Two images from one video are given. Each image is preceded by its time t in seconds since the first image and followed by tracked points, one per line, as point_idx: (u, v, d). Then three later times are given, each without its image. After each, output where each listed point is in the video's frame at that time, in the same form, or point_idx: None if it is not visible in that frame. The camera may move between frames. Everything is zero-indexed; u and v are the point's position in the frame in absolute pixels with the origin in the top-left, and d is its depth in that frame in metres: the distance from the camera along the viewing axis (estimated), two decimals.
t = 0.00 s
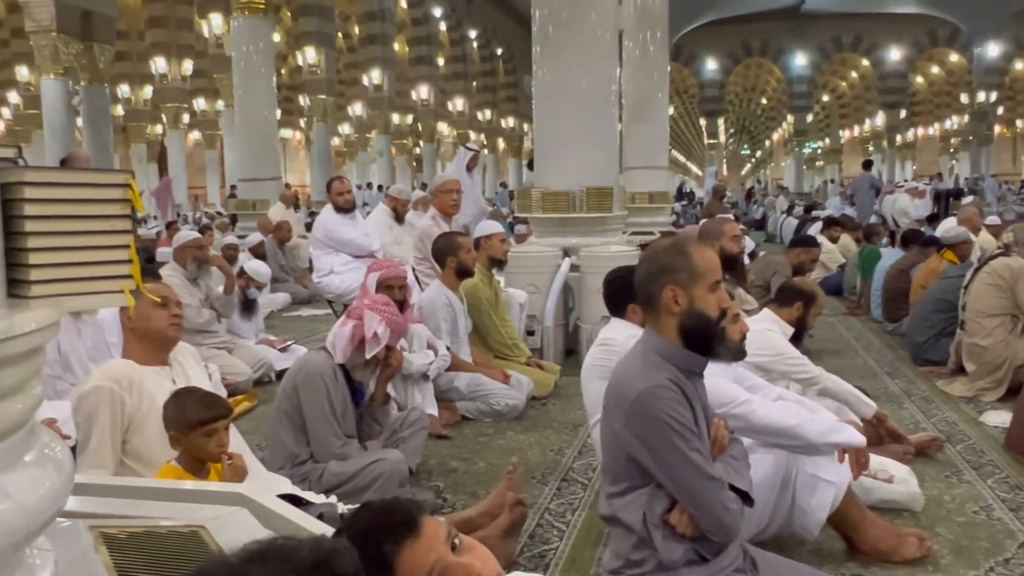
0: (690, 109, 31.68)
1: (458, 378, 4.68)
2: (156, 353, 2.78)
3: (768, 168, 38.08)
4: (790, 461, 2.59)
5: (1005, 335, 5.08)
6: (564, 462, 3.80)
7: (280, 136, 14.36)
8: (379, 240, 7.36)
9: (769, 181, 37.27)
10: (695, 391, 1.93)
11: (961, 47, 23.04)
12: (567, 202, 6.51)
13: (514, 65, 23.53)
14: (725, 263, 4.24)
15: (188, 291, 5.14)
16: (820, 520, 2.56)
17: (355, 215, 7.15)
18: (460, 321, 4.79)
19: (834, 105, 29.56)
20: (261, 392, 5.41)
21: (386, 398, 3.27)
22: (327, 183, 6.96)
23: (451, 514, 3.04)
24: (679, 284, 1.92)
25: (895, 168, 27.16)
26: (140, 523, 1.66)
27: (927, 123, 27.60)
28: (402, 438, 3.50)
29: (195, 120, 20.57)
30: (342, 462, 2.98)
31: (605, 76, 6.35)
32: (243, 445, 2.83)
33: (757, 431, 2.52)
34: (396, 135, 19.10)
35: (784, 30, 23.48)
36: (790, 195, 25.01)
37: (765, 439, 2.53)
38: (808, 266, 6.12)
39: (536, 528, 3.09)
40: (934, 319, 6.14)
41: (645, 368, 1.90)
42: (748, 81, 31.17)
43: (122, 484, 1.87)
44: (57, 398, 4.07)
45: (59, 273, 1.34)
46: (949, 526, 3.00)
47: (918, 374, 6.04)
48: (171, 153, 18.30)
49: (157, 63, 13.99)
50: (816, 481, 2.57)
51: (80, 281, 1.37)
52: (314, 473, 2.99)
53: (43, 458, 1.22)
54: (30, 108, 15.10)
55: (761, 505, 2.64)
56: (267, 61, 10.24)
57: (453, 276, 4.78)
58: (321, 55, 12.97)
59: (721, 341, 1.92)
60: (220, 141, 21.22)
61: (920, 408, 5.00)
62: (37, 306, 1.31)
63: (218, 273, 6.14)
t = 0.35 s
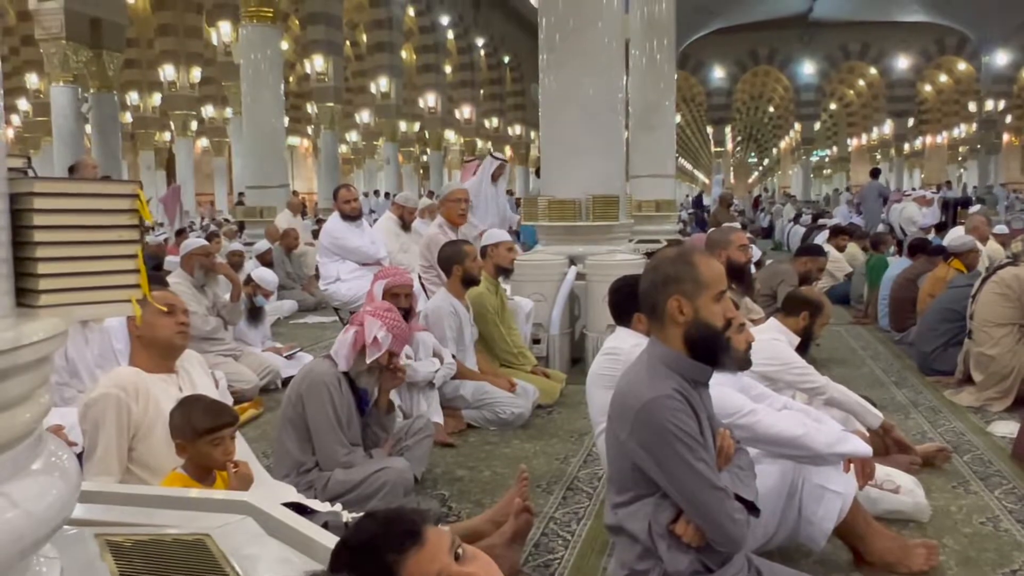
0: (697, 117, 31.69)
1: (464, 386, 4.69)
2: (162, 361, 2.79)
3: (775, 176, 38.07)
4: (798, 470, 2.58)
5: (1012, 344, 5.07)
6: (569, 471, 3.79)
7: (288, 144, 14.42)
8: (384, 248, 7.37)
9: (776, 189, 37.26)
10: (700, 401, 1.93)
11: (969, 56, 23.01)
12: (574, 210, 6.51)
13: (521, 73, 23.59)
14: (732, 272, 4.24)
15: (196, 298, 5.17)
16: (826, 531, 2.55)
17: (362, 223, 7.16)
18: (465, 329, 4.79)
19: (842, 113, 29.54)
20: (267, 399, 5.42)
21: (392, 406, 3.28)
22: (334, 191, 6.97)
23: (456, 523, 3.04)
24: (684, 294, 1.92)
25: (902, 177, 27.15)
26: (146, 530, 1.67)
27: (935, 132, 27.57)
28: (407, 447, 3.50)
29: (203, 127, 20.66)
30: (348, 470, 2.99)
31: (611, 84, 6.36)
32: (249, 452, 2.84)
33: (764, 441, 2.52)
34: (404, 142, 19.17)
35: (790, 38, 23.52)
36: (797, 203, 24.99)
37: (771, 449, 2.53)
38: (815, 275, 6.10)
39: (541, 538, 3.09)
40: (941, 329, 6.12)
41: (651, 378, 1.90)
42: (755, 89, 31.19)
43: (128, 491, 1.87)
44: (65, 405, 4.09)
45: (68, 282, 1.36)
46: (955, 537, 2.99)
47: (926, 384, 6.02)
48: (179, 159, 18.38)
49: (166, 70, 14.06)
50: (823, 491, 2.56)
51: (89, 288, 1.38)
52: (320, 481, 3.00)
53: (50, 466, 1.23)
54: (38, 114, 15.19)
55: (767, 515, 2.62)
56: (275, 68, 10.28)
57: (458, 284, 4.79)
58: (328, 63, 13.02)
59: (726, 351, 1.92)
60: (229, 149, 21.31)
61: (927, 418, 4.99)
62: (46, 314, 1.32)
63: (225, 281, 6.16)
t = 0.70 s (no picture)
0: (685, 127, 31.83)
1: (451, 397, 4.67)
2: (147, 370, 2.77)
3: (762, 187, 38.30)
4: (783, 481, 2.58)
5: (997, 355, 5.09)
6: (556, 482, 3.78)
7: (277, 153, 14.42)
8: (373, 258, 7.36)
9: (764, 200, 37.47)
10: (686, 412, 1.93)
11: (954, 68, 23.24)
12: (562, 221, 6.52)
13: (510, 83, 23.66)
14: (719, 283, 4.25)
15: (182, 307, 5.14)
16: (813, 541, 2.54)
17: (350, 232, 7.13)
18: (453, 339, 4.78)
19: (828, 125, 29.77)
20: (253, 410, 5.40)
21: (378, 416, 3.26)
22: (322, 201, 6.96)
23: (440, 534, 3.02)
24: (671, 304, 1.92)
25: (888, 188, 27.34)
26: (127, 544, 1.65)
27: (920, 144, 27.81)
28: (393, 457, 3.48)
29: (191, 136, 20.63)
30: (333, 481, 2.97)
31: (599, 96, 6.39)
32: (233, 462, 2.82)
33: (750, 452, 2.52)
34: (393, 152, 19.21)
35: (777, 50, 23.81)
36: (784, 214, 25.14)
37: (757, 459, 2.53)
38: (802, 286, 6.12)
39: (528, 548, 3.08)
40: (927, 339, 6.15)
41: (638, 388, 1.90)
42: (743, 100, 31.40)
43: (110, 504, 1.85)
44: (47, 415, 4.04)
45: (47, 294, 1.34)
46: (941, 547, 2.99)
47: (911, 394, 6.04)
48: (166, 169, 18.33)
49: (154, 79, 14.05)
50: (809, 502, 2.56)
51: (64, 301, 1.37)
52: (304, 492, 2.98)
53: (27, 479, 1.22)
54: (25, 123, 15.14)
55: (753, 527, 2.62)
56: (264, 78, 10.27)
57: (446, 294, 4.77)
58: (317, 73, 13.02)
59: (712, 361, 1.92)
60: (217, 158, 21.29)
61: (913, 427, 5.00)
62: (22, 328, 1.31)
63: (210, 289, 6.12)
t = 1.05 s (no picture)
0: (655, 140, 32.08)
1: (421, 408, 4.65)
2: (109, 383, 2.73)
3: (732, 199, 38.65)
4: (752, 493, 2.59)
5: (959, 366, 5.15)
6: (525, 494, 3.78)
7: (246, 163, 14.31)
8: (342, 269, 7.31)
9: (734, 212, 37.83)
10: (654, 424, 1.93)
11: (919, 83, 23.64)
12: (532, 232, 6.52)
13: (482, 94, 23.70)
14: (688, 295, 4.28)
15: (147, 319, 5.08)
16: (780, 552, 2.55)
17: (319, 243, 7.08)
18: (422, 351, 4.76)
19: (796, 138, 30.13)
20: (220, 422, 5.34)
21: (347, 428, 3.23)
22: (291, 212, 6.91)
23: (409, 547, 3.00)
24: (639, 317, 1.92)
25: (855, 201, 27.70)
26: (86, 561, 1.62)
27: (886, 157, 28.21)
28: (362, 470, 3.46)
29: (159, 145, 20.42)
30: (300, 495, 2.94)
31: (570, 109, 6.42)
32: (198, 475, 2.78)
33: (718, 464, 2.52)
34: (364, 163, 19.16)
35: (746, 64, 24.09)
36: (753, 226, 25.38)
37: (725, 471, 2.54)
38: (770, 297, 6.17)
39: (496, 561, 3.07)
40: (892, 350, 6.23)
41: (606, 401, 1.90)
42: (713, 114, 31.70)
43: (70, 519, 1.81)
44: (8, 429, 4.02)
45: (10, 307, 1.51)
46: (906, 557, 3.02)
47: (877, 405, 6.11)
48: (133, 178, 18.11)
49: (122, 88, 13.89)
50: (776, 513, 2.57)
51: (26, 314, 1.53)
52: (271, 506, 2.95)
53: None
54: None
55: (722, 538, 2.63)
56: (233, 87, 10.20)
57: (416, 305, 4.75)
58: (288, 82, 12.94)
59: (680, 373, 1.93)
60: (185, 167, 21.09)
61: (878, 438, 5.06)
62: None
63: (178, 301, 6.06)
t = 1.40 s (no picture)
0: (603, 152, 32.36)
1: (364, 421, 4.59)
2: (38, 397, 2.65)
3: (678, 211, 39.16)
4: (692, 503, 2.61)
5: (895, 376, 5.28)
6: (470, 507, 3.76)
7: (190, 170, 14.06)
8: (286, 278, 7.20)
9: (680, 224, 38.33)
10: (595, 437, 1.94)
11: (858, 100, 24.26)
12: (479, 242, 6.51)
13: (431, 104, 23.66)
14: (631, 306, 4.31)
15: (82, 330, 4.95)
16: (720, 562, 2.57)
17: (262, 253, 6.98)
18: (366, 362, 4.70)
19: (741, 152, 30.67)
20: (157, 436, 5.22)
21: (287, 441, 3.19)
22: (233, 220, 6.80)
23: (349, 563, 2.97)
24: (580, 329, 1.93)
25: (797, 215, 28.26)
26: None
27: (827, 171, 28.85)
28: (302, 484, 3.41)
29: (99, 151, 19.96)
30: (238, 510, 2.89)
31: (517, 120, 6.45)
32: (132, 491, 2.71)
33: (659, 474, 2.54)
34: (311, 171, 18.99)
35: (692, 78, 24.46)
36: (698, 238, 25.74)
37: (665, 482, 2.56)
38: (713, 308, 6.23)
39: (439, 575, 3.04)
40: (831, 361, 6.35)
41: (547, 413, 1.90)
42: (660, 127, 32.11)
43: None
44: None
45: None
46: (842, 564, 3.08)
47: (817, 415, 6.23)
48: (72, 184, 17.67)
49: (60, 92, 13.56)
50: (716, 523, 2.60)
51: None
52: (209, 522, 2.90)
53: None
54: None
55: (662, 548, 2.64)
56: (176, 94, 10.03)
57: (361, 317, 4.70)
58: (234, 89, 12.75)
59: (621, 385, 1.94)
60: (126, 174, 20.67)
61: (817, 447, 5.16)
62: None
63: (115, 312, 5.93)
